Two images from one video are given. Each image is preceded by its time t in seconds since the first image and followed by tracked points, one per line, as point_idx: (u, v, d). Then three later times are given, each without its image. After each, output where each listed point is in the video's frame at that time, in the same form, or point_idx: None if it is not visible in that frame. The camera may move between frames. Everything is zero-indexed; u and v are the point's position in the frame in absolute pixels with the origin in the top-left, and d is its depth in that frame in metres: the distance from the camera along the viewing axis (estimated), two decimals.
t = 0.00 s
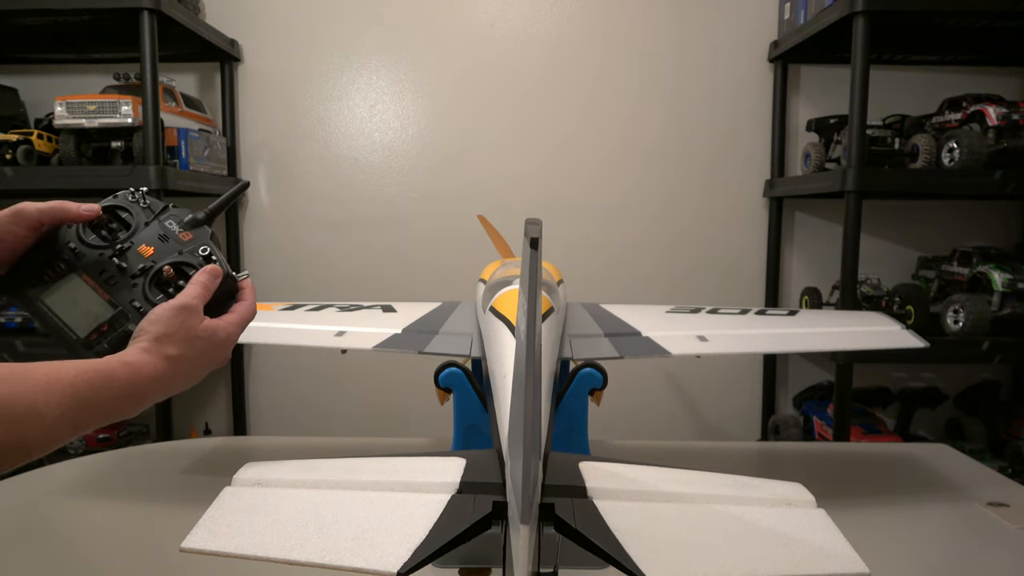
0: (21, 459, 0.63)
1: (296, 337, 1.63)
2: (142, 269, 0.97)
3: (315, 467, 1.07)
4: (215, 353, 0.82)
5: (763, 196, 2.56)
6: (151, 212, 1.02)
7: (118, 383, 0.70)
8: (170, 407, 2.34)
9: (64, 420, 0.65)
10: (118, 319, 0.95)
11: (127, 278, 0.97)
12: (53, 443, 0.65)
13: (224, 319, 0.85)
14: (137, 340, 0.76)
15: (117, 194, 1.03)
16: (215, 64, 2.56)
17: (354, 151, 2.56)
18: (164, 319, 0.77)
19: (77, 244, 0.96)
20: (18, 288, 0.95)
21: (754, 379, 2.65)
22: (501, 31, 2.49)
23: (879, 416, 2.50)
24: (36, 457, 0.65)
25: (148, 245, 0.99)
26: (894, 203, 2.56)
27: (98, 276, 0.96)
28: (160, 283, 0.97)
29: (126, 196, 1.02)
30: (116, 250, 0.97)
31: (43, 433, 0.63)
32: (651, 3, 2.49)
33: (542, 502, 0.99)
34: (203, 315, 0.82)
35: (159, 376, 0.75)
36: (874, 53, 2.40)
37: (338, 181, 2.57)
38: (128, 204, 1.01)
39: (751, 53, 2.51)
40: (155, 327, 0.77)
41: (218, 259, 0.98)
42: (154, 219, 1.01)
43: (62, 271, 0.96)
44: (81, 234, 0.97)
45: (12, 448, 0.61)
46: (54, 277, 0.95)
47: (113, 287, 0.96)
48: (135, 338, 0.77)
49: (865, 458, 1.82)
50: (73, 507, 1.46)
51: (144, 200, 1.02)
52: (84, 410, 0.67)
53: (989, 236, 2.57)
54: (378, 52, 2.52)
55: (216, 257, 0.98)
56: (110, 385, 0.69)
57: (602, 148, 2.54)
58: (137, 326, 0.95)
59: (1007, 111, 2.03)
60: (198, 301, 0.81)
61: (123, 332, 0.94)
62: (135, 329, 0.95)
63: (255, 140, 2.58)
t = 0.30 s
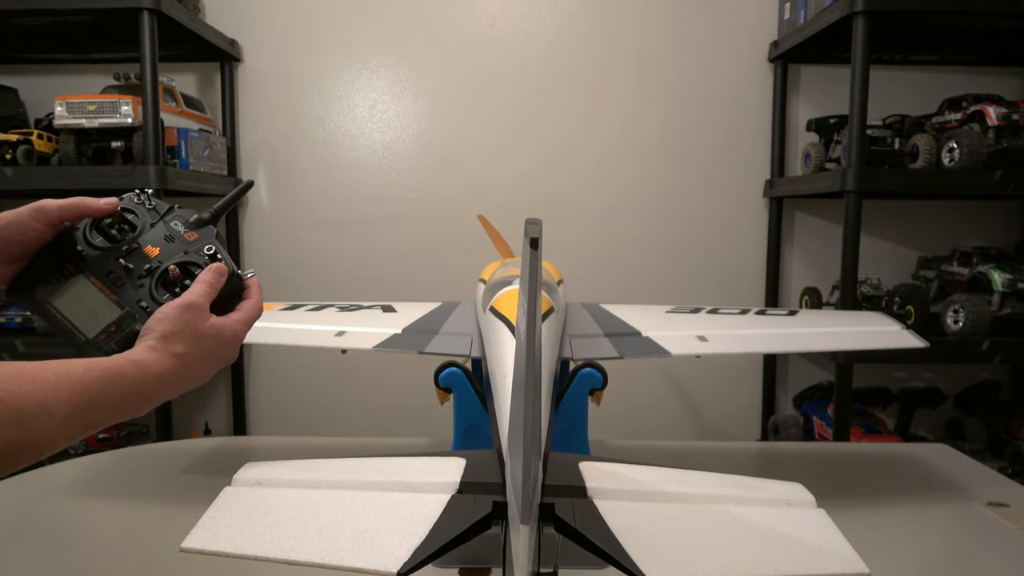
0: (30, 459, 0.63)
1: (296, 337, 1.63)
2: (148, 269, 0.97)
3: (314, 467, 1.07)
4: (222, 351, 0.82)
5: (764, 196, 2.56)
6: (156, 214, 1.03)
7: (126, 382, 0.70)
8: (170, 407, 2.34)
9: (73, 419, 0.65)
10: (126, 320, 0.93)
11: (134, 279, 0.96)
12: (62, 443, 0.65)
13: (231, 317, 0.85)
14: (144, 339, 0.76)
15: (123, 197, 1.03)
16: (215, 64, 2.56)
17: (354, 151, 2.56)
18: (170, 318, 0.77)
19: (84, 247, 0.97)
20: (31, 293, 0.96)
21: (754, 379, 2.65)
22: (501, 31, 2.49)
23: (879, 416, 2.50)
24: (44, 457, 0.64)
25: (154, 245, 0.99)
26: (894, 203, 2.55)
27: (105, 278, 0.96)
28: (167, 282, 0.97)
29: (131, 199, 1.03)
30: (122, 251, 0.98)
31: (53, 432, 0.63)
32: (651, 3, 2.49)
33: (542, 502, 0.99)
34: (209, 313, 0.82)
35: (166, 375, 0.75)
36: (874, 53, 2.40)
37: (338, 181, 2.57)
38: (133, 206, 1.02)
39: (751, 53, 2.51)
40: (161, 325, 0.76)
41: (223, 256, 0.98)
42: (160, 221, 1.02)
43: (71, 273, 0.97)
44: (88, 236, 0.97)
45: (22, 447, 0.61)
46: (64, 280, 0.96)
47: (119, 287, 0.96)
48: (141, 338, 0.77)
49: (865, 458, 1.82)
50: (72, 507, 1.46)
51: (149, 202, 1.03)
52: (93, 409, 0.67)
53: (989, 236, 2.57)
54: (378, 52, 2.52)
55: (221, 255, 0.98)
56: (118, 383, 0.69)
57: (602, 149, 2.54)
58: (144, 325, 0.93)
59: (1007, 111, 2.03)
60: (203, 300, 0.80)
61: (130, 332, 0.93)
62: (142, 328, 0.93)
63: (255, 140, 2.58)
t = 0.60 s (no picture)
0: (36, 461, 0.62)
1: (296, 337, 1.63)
2: (155, 271, 0.97)
3: (314, 467, 1.07)
4: (228, 351, 0.83)
5: (764, 196, 2.56)
6: (164, 214, 1.02)
7: (134, 382, 0.70)
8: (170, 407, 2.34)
9: (81, 420, 0.64)
10: (133, 321, 0.95)
11: (141, 280, 0.97)
12: (70, 444, 0.64)
13: (236, 318, 0.85)
14: (151, 340, 0.77)
15: (131, 199, 1.02)
16: (215, 64, 2.56)
17: (354, 151, 2.56)
18: (176, 318, 0.77)
19: (92, 248, 0.97)
20: (40, 294, 0.97)
21: (754, 379, 2.65)
22: (501, 31, 2.49)
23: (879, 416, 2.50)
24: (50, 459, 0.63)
25: (161, 247, 0.98)
26: (894, 203, 2.55)
27: (113, 279, 0.96)
28: (174, 284, 0.97)
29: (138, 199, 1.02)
30: (130, 253, 0.97)
31: (62, 432, 0.62)
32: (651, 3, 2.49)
33: (543, 503, 0.99)
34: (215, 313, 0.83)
35: (174, 375, 0.75)
36: (874, 53, 2.40)
37: (338, 182, 2.58)
38: (141, 208, 1.01)
39: (751, 53, 2.51)
40: (168, 326, 0.77)
41: (230, 257, 0.98)
42: (167, 222, 1.01)
43: (79, 274, 0.97)
44: (96, 238, 0.97)
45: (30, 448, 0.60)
46: (73, 281, 0.97)
47: (127, 289, 0.96)
48: (148, 338, 0.77)
49: (865, 458, 1.82)
50: (73, 507, 1.46)
51: (157, 203, 1.02)
52: (100, 410, 0.66)
53: (989, 236, 2.57)
54: (378, 52, 2.52)
55: (228, 255, 0.98)
56: (126, 383, 0.69)
57: (603, 149, 2.54)
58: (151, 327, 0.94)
59: (1007, 110, 2.03)
60: (209, 300, 0.81)
61: (138, 334, 0.94)
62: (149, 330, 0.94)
63: (255, 140, 2.58)
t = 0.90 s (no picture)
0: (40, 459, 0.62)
1: (297, 337, 1.63)
2: (162, 266, 0.97)
3: (314, 467, 1.07)
4: (233, 350, 0.83)
5: (764, 196, 2.56)
6: (171, 209, 1.02)
7: (140, 381, 0.70)
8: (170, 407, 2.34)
9: (85, 419, 0.64)
10: (140, 316, 0.94)
11: (148, 275, 0.96)
12: (73, 443, 0.64)
13: (242, 316, 0.85)
14: (156, 338, 0.76)
15: (138, 191, 1.03)
16: (215, 64, 2.56)
17: (354, 150, 2.56)
18: (183, 316, 0.77)
19: (99, 241, 0.97)
20: (45, 287, 0.97)
21: (754, 379, 2.65)
22: (501, 31, 2.49)
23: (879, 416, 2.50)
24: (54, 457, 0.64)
25: (168, 241, 0.98)
26: (894, 203, 2.56)
27: (120, 273, 0.96)
28: (180, 279, 0.97)
29: (146, 192, 1.03)
30: (137, 247, 0.97)
31: (66, 432, 0.62)
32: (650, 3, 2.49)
33: (543, 502, 0.99)
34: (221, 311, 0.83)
35: (179, 374, 0.75)
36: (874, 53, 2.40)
37: (338, 181, 2.58)
38: (149, 200, 1.02)
39: (751, 53, 2.51)
40: (174, 324, 0.77)
41: (236, 254, 0.98)
42: (175, 216, 1.01)
43: (85, 267, 0.97)
44: (103, 231, 0.97)
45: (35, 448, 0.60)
46: (78, 274, 0.96)
47: (134, 284, 0.95)
48: (154, 336, 0.77)
49: (865, 458, 1.82)
50: (72, 508, 1.46)
51: (164, 197, 1.03)
52: (104, 409, 0.66)
53: (989, 236, 2.57)
54: (378, 52, 2.52)
55: (236, 252, 0.98)
56: (131, 383, 0.69)
57: (602, 149, 2.54)
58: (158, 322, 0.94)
59: (1007, 110, 2.03)
60: (216, 299, 0.81)
61: (144, 330, 0.94)
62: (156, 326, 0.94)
63: (255, 140, 2.58)
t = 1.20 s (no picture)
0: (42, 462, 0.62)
1: (296, 337, 1.63)
2: (166, 266, 0.97)
3: (315, 467, 1.07)
4: (235, 350, 0.83)
5: (764, 196, 2.56)
6: (176, 207, 1.02)
7: (141, 382, 0.70)
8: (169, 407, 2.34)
9: (86, 421, 0.64)
10: (143, 317, 0.96)
11: (151, 275, 0.97)
12: (74, 445, 0.64)
13: (244, 317, 0.86)
14: (159, 339, 0.76)
15: (142, 189, 1.02)
16: (215, 64, 2.56)
17: (354, 150, 2.56)
18: (186, 316, 0.77)
19: (102, 240, 0.97)
20: (48, 285, 0.98)
21: (754, 379, 2.65)
22: (501, 31, 2.49)
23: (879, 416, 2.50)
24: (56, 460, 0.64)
25: (172, 241, 0.98)
26: (894, 203, 2.56)
27: (123, 273, 0.96)
28: (183, 280, 0.97)
29: (150, 190, 1.02)
30: (141, 246, 0.97)
31: (66, 433, 0.62)
32: (650, 3, 2.49)
33: (543, 502, 0.99)
34: (224, 312, 0.83)
35: (181, 374, 0.75)
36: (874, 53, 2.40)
37: (339, 181, 2.58)
38: (152, 199, 1.01)
39: (751, 53, 2.51)
40: (177, 325, 0.77)
41: (240, 255, 0.98)
42: (178, 215, 1.01)
43: (88, 266, 0.97)
44: (106, 230, 0.97)
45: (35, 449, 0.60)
46: (81, 272, 0.97)
47: (137, 283, 0.96)
48: (157, 337, 0.77)
49: (865, 458, 1.82)
50: (72, 508, 1.46)
51: (168, 195, 1.02)
52: (105, 410, 0.66)
53: (989, 236, 2.57)
54: (378, 52, 2.52)
55: (240, 253, 0.98)
56: (132, 384, 0.69)
57: (602, 148, 2.54)
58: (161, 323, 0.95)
59: (1007, 111, 2.03)
60: (219, 299, 0.81)
61: (147, 330, 0.95)
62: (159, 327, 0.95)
63: (255, 140, 2.58)
